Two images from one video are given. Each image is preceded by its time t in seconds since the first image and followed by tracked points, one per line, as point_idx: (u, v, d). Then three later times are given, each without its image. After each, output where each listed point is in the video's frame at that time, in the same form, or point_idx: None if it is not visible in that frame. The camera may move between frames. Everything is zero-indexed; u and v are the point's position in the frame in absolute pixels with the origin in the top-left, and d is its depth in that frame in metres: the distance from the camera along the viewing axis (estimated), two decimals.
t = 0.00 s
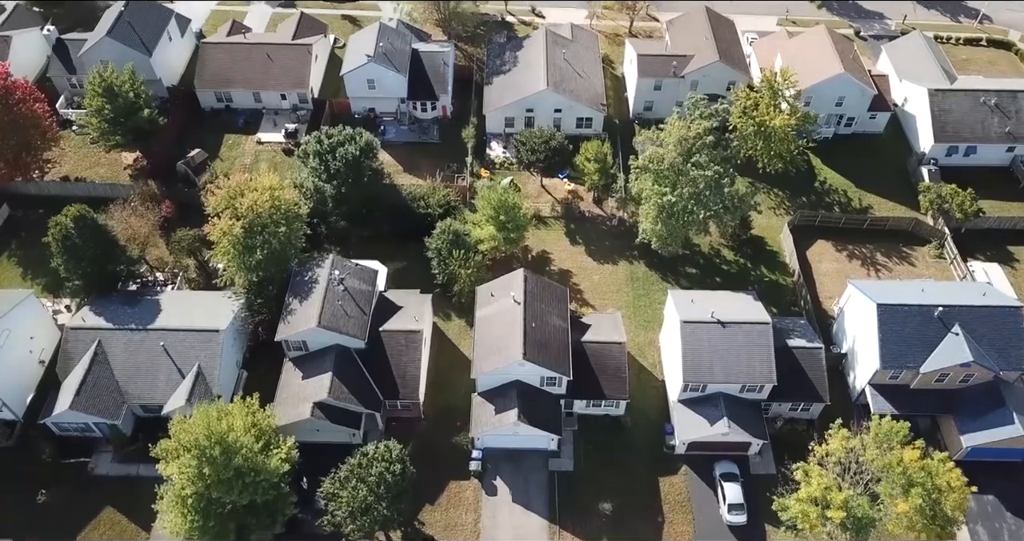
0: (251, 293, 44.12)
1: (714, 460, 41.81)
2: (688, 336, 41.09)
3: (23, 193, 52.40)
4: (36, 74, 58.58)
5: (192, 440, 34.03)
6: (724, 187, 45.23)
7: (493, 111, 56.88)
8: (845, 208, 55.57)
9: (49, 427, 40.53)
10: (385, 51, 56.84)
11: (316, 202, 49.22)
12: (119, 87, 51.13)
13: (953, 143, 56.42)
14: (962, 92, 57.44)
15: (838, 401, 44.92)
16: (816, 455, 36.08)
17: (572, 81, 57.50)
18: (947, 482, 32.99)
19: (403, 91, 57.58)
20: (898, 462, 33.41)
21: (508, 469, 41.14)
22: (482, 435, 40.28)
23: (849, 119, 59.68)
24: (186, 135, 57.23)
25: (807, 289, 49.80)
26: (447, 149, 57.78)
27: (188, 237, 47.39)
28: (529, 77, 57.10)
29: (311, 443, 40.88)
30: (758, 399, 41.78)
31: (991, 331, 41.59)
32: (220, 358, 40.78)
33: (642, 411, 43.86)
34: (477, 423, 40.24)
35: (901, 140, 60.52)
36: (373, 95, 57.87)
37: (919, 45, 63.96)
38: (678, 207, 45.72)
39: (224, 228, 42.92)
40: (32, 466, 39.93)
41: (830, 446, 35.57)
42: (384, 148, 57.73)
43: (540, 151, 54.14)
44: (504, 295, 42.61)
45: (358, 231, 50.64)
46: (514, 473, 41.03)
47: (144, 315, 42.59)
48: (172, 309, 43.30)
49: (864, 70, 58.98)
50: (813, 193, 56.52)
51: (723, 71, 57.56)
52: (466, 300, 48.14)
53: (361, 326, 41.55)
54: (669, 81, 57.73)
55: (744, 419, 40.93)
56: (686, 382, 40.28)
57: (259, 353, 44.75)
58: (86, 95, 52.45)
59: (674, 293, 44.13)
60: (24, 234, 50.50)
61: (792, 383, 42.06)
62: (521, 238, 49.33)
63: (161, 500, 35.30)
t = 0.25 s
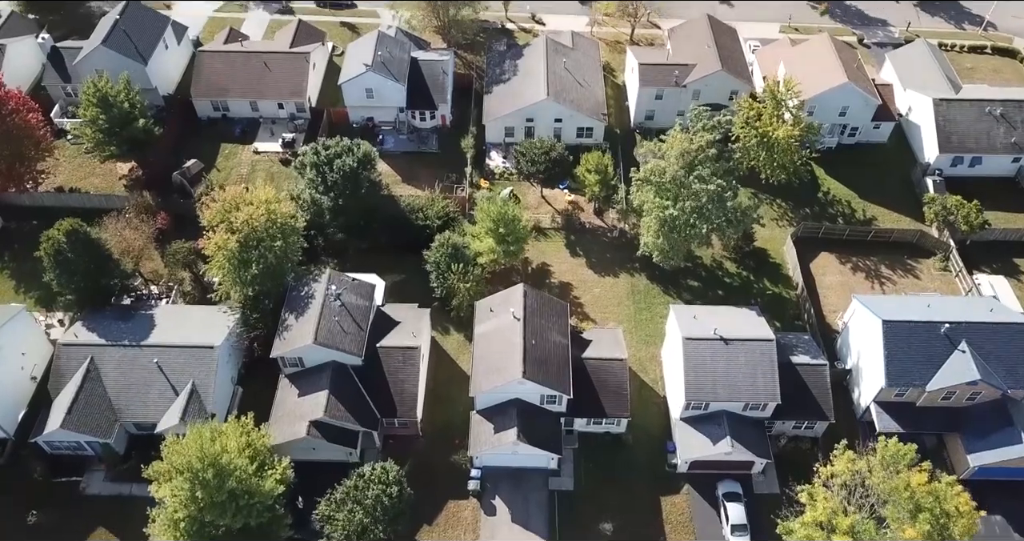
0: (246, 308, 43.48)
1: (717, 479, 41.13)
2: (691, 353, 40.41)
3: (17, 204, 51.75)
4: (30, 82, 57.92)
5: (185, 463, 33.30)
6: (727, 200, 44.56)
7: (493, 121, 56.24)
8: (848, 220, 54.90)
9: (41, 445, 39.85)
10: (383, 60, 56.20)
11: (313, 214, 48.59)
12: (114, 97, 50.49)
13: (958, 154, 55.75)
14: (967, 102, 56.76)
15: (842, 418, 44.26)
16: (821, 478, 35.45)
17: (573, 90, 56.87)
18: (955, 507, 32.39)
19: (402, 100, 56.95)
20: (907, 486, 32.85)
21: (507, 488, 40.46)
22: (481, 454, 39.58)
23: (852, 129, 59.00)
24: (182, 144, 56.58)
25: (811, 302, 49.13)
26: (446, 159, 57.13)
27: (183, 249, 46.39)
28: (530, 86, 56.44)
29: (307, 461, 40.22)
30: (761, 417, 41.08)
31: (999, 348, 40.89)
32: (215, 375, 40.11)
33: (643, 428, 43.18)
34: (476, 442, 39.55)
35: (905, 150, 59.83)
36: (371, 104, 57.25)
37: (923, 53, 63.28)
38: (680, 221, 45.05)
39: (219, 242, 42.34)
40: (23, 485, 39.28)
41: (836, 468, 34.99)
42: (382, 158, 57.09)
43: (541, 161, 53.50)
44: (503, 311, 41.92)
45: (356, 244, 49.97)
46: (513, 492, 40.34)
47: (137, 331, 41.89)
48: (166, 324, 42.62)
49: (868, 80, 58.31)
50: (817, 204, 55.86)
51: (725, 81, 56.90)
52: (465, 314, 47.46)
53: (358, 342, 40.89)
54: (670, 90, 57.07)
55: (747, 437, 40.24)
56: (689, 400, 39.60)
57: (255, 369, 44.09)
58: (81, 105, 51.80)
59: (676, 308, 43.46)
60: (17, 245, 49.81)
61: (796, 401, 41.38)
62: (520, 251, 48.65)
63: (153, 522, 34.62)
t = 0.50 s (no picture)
0: (241, 324, 42.81)
1: (720, 499, 40.42)
2: (693, 371, 39.70)
3: (9, 216, 51.02)
4: (24, 91, 57.19)
5: (177, 487, 32.78)
6: (730, 215, 43.87)
7: (492, 131, 55.56)
8: (852, 232, 54.19)
9: (32, 465, 39.13)
10: (382, 69, 55.51)
11: (309, 226, 47.90)
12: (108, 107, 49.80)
13: (963, 165, 55.05)
14: (972, 112, 56.05)
15: (846, 436, 43.55)
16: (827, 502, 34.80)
17: (573, 100, 56.17)
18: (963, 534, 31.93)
19: (400, 109, 56.27)
20: (915, 512, 32.37)
21: (506, 509, 39.73)
22: (479, 474, 38.85)
23: (856, 139, 58.28)
24: (177, 155, 55.90)
25: (815, 316, 48.42)
26: (445, 169, 56.44)
27: (179, 262, 45.89)
28: (530, 95, 55.75)
29: (303, 481, 39.52)
30: (765, 436, 40.35)
31: (1007, 367, 40.18)
32: (209, 393, 39.41)
33: (645, 446, 42.47)
34: (474, 462, 38.81)
35: (910, 160, 59.10)
36: (369, 114, 56.57)
37: (928, 61, 62.55)
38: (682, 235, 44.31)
39: (213, 257, 41.71)
40: (13, 506, 38.58)
41: (840, 491, 34.52)
42: (380, 169, 56.39)
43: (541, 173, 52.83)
44: (502, 328, 41.17)
45: (353, 257, 49.34)
46: (512, 512, 39.61)
47: (130, 348, 41.13)
48: (160, 340, 41.93)
49: (872, 89, 57.59)
50: (820, 215, 55.17)
51: (728, 90, 56.10)
52: (464, 329, 46.75)
53: (355, 360, 40.21)
54: (672, 100, 56.36)
55: (751, 457, 39.51)
56: (691, 419, 38.87)
57: (250, 386, 43.41)
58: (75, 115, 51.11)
59: (678, 325, 42.75)
60: (9, 258, 49.08)
61: (800, 419, 40.67)
62: (520, 264, 47.94)
63: None
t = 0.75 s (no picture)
0: (236, 340, 42.10)
1: (722, 521, 39.67)
2: (695, 391, 38.95)
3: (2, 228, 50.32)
4: (18, 101, 56.52)
5: (168, 514, 32.39)
6: (733, 230, 43.15)
7: (491, 142, 54.86)
8: (856, 245, 53.47)
9: (22, 486, 38.42)
10: (379, 79, 54.80)
11: (306, 240, 47.21)
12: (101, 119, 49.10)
13: (969, 177, 54.31)
14: (978, 123, 55.30)
15: (851, 455, 42.79)
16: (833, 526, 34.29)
17: (574, 110, 55.45)
18: None
19: (399, 120, 55.57)
20: None
21: (505, 531, 38.98)
22: (477, 496, 38.11)
23: (860, 150, 57.55)
24: (173, 166, 55.24)
25: (819, 332, 47.70)
26: (444, 181, 55.73)
27: (173, 276, 45.22)
28: (529, 106, 55.04)
29: (298, 502, 38.80)
30: (768, 456, 39.61)
31: (1015, 387, 39.43)
32: (202, 413, 38.69)
33: (646, 465, 41.75)
34: (472, 484, 38.07)
35: (915, 171, 58.34)
36: (367, 124, 55.88)
37: (933, 70, 61.77)
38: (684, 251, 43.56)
39: (207, 274, 41.01)
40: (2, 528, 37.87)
41: (847, 516, 33.89)
42: (378, 180, 55.68)
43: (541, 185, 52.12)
44: (501, 346, 40.43)
45: (350, 270, 48.66)
46: (511, 535, 38.86)
47: (123, 366, 40.41)
48: (153, 358, 41.22)
49: (877, 100, 56.86)
50: (824, 228, 54.46)
51: (730, 101, 55.37)
52: (462, 345, 46.01)
53: (351, 379, 39.48)
54: (673, 110, 55.65)
55: (754, 478, 38.77)
56: (693, 440, 38.12)
57: (245, 404, 42.71)
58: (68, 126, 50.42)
59: (680, 342, 42.03)
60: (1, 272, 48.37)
61: (804, 439, 39.94)
62: (520, 279, 47.21)
63: None
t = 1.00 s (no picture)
0: (230, 358, 41.36)
1: None
2: (698, 412, 38.18)
3: None
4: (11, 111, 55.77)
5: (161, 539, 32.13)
6: (736, 247, 42.39)
7: (490, 153, 54.12)
8: (860, 258, 52.74)
9: (10, 508, 37.63)
10: (377, 89, 54.05)
11: (301, 254, 46.47)
12: (94, 131, 48.33)
13: (975, 189, 53.54)
14: (984, 134, 54.53)
15: (856, 476, 42.04)
16: None
17: (574, 121, 54.70)
18: None
19: (397, 131, 54.83)
20: None
21: None
22: (475, 519, 37.33)
23: (864, 161, 56.82)
24: (167, 177, 54.49)
25: (823, 348, 46.95)
26: (442, 192, 54.97)
27: (167, 290, 44.46)
28: (529, 116, 54.29)
29: (292, 525, 38.03)
30: (772, 478, 38.84)
31: None
32: (195, 433, 37.91)
33: (647, 486, 40.98)
34: (469, 507, 37.28)
35: (920, 183, 57.58)
36: (364, 135, 55.16)
37: (937, 79, 60.96)
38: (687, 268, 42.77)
39: (200, 291, 40.30)
40: None
41: None
42: (376, 191, 54.93)
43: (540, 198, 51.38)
44: (500, 365, 39.65)
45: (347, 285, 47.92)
46: None
47: (114, 385, 39.61)
48: (145, 376, 40.45)
49: (881, 110, 56.12)
50: (828, 240, 53.73)
51: (733, 112, 54.60)
52: (460, 362, 45.24)
53: (346, 399, 38.71)
54: (675, 121, 54.91)
55: (758, 501, 38.00)
56: (696, 463, 37.34)
57: (239, 422, 41.95)
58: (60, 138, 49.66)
59: (682, 361, 41.28)
60: None
61: (808, 461, 39.18)
62: (519, 294, 46.43)
63: None
